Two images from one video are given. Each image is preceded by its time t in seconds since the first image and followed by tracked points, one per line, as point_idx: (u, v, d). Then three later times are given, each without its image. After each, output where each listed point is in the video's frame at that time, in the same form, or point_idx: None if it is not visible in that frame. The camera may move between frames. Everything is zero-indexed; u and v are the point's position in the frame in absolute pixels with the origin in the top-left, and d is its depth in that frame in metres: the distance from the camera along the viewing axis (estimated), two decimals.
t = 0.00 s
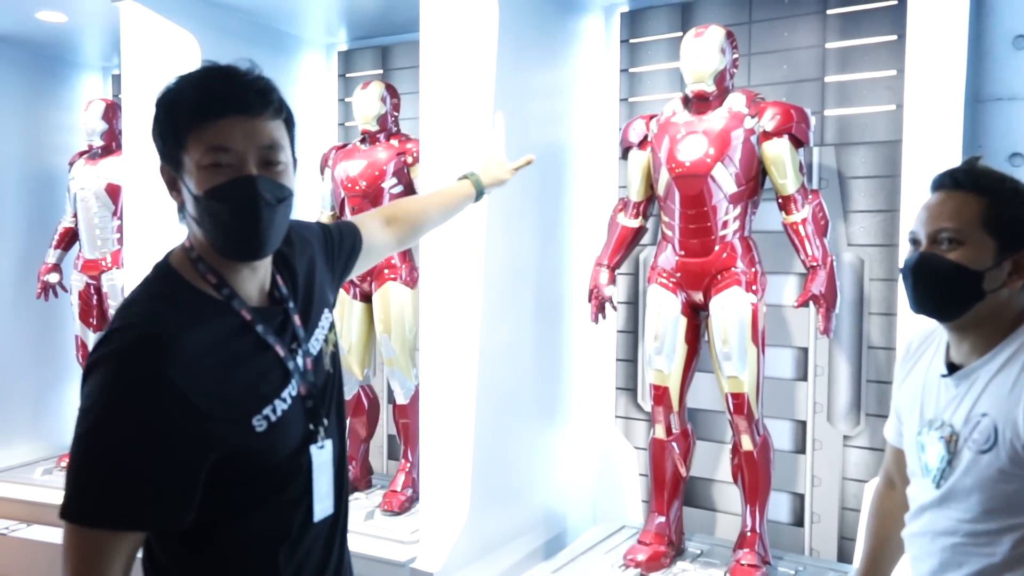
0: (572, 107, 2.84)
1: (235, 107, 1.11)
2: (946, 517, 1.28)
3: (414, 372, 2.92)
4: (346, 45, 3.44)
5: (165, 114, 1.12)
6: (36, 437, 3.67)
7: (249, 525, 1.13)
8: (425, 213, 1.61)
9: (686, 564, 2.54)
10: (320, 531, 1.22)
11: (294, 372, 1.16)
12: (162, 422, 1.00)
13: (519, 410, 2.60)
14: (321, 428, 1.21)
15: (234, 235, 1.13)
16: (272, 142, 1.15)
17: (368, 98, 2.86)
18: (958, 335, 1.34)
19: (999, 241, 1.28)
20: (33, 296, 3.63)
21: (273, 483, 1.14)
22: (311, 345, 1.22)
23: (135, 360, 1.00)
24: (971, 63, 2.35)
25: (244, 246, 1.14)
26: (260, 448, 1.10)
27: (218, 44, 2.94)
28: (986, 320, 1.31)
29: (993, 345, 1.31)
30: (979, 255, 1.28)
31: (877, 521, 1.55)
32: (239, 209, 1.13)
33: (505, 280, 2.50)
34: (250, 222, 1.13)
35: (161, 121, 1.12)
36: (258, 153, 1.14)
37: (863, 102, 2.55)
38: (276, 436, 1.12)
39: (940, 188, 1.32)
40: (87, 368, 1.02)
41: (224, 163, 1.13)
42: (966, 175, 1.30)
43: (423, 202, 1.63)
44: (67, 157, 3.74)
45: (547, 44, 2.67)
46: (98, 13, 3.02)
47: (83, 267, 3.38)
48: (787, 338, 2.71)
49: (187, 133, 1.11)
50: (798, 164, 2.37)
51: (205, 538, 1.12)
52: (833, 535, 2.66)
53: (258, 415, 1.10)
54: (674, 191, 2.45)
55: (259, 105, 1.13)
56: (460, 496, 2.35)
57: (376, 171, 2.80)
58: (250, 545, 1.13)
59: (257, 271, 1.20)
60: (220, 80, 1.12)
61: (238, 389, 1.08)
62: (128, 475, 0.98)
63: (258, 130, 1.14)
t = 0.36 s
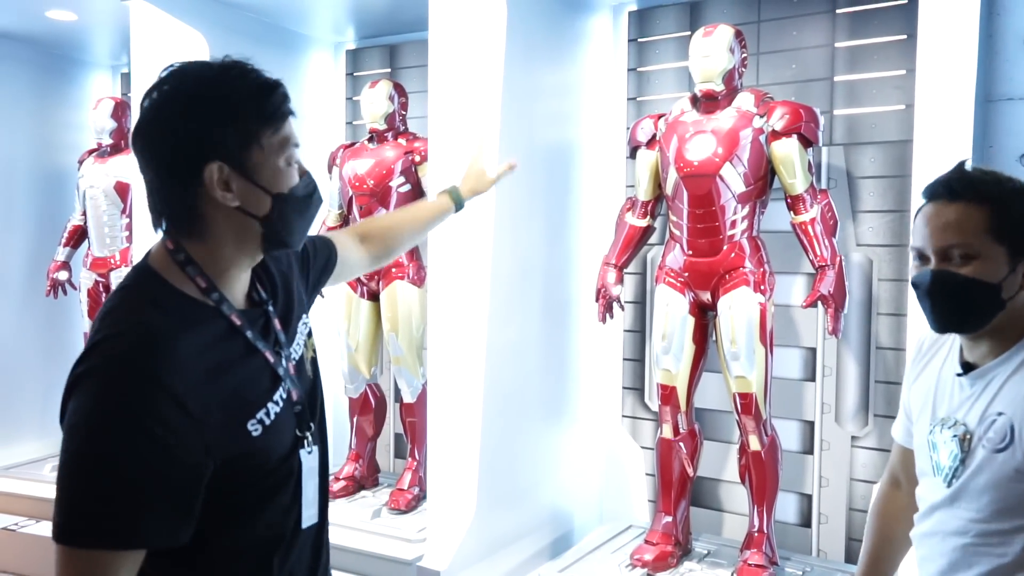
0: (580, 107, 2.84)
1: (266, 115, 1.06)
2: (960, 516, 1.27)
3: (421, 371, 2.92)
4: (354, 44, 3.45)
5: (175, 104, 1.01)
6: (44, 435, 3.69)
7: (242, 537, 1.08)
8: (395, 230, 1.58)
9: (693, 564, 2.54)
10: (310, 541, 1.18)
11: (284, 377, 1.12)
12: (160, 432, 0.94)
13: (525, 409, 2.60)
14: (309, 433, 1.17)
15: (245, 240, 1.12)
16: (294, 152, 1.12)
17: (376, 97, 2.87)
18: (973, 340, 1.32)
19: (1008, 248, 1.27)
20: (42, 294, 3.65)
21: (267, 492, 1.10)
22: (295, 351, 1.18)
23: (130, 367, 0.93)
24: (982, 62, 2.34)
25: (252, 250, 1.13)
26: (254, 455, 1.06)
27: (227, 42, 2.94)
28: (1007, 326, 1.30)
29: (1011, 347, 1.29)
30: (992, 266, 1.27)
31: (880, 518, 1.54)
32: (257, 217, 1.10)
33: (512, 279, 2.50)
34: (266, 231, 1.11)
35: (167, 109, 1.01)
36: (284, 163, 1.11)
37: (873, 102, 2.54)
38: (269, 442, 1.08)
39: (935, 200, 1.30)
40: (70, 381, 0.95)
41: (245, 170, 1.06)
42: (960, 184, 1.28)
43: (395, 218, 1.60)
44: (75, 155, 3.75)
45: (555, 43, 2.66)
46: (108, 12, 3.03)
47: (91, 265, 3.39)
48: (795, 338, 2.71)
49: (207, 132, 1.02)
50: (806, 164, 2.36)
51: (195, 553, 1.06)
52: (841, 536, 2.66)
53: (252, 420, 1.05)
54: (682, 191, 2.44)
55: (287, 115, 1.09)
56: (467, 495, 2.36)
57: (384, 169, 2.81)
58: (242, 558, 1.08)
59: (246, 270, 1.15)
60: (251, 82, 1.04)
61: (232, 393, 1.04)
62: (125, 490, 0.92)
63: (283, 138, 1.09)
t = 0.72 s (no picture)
0: (589, 106, 2.83)
1: (269, 119, 1.05)
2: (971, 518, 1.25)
3: (429, 371, 2.93)
4: (364, 43, 3.45)
5: (183, 111, 0.96)
6: (55, 433, 3.71)
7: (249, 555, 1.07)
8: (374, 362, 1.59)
9: (701, 564, 2.54)
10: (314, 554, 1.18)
11: (281, 391, 1.11)
12: (173, 456, 0.92)
13: (534, 409, 2.60)
14: (305, 441, 1.17)
15: (246, 249, 1.10)
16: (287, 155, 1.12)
17: (385, 96, 2.87)
18: (983, 333, 1.32)
19: None
20: (53, 293, 3.66)
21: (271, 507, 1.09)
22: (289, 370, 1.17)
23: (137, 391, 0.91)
24: (994, 62, 2.33)
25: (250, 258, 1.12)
26: (253, 472, 1.06)
27: (236, 42, 2.94)
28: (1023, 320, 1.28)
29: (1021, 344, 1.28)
30: None
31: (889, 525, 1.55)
32: (260, 222, 1.09)
33: (521, 278, 2.50)
34: (267, 237, 1.11)
35: (175, 115, 0.96)
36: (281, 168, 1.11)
37: (883, 102, 2.53)
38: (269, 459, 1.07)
39: (987, 181, 1.30)
40: (75, 409, 0.92)
41: (251, 176, 1.04)
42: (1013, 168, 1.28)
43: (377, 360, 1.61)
44: (86, 154, 3.77)
45: (564, 43, 2.66)
46: (118, 12, 3.04)
47: (102, 264, 3.40)
48: (805, 338, 2.70)
49: (217, 137, 0.99)
50: (817, 164, 2.35)
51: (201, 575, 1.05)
52: (850, 537, 2.65)
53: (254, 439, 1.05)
54: (691, 191, 2.44)
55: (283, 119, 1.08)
56: (475, 494, 2.36)
57: (393, 169, 2.81)
58: None
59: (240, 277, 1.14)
60: (252, 87, 1.02)
61: (235, 413, 1.03)
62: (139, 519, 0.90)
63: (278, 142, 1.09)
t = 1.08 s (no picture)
0: (594, 106, 2.84)
1: (298, 118, 1.04)
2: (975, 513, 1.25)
3: (433, 369, 2.93)
4: (369, 43, 3.47)
5: (214, 112, 0.97)
6: (60, 430, 3.72)
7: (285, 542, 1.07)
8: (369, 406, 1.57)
9: (705, 563, 2.54)
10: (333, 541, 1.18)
11: (305, 383, 1.11)
12: (238, 439, 0.92)
13: (539, 408, 2.61)
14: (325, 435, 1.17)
15: (278, 242, 1.11)
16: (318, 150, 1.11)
17: (391, 95, 2.88)
18: (986, 328, 1.33)
19: None
20: (59, 291, 3.68)
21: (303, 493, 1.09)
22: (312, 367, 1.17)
23: (196, 380, 0.90)
24: (999, 62, 2.34)
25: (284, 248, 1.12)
26: (289, 461, 1.06)
27: (242, 41, 2.95)
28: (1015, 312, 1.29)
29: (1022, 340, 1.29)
30: (1008, 251, 1.28)
31: (897, 521, 1.55)
32: (291, 217, 1.09)
33: (525, 278, 2.50)
34: (297, 232, 1.11)
35: (206, 116, 0.97)
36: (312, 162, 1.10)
37: (888, 102, 2.53)
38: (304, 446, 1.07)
39: (971, 183, 1.32)
40: (133, 395, 0.90)
41: (280, 174, 1.04)
42: (995, 170, 1.29)
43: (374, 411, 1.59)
44: (92, 153, 3.78)
45: (569, 43, 2.67)
46: (124, 11, 3.05)
47: (108, 262, 3.40)
48: (809, 338, 2.70)
49: (246, 138, 0.99)
50: (821, 164, 2.36)
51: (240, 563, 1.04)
52: (853, 536, 2.66)
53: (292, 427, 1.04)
54: (696, 190, 2.44)
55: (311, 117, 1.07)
56: (479, 492, 2.37)
57: (398, 168, 2.82)
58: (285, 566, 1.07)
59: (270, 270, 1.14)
60: (284, 86, 1.02)
61: (281, 401, 1.03)
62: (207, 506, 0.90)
63: (310, 137, 1.08)
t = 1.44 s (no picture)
0: (602, 102, 2.84)
1: (353, 129, 1.06)
2: (978, 507, 1.24)
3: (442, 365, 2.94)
4: (377, 40, 3.48)
5: (286, 115, 1.00)
6: (73, 425, 3.76)
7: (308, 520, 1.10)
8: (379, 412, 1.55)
9: (713, 559, 2.54)
10: (353, 522, 1.21)
11: (332, 370, 1.12)
12: (262, 417, 0.93)
13: (547, 404, 2.61)
14: (349, 422, 1.17)
15: (308, 245, 1.10)
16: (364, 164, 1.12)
17: (399, 92, 2.88)
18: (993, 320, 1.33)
19: (1014, 227, 1.27)
20: (71, 287, 3.70)
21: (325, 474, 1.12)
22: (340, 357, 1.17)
23: (225, 361, 0.91)
24: (1010, 57, 2.32)
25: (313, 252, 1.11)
26: (311, 441, 1.07)
27: (251, 38, 2.96)
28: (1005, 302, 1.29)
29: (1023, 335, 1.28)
30: (986, 240, 1.29)
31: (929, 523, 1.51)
32: (325, 224, 1.08)
33: (533, 274, 2.50)
34: (325, 240, 1.10)
35: (277, 116, 1.00)
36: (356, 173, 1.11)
37: (898, 97, 2.52)
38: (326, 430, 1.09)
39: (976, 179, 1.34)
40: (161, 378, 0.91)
41: (328, 182, 1.05)
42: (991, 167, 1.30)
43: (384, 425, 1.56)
44: (104, 151, 3.81)
45: (577, 40, 2.67)
46: (135, 9, 3.06)
47: (119, 259, 3.43)
48: (818, 334, 2.69)
49: (304, 140, 1.01)
50: (830, 159, 2.35)
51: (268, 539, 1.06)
52: (863, 533, 2.65)
53: (315, 411, 1.06)
54: (705, 186, 2.43)
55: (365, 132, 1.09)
56: (488, 488, 2.38)
57: (406, 165, 2.82)
58: (307, 543, 1.10)
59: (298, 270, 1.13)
60: (349, 107, 1.06)
61: (303, 383, 1.03)
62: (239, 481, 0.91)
63: (360, 152, 1.09)
